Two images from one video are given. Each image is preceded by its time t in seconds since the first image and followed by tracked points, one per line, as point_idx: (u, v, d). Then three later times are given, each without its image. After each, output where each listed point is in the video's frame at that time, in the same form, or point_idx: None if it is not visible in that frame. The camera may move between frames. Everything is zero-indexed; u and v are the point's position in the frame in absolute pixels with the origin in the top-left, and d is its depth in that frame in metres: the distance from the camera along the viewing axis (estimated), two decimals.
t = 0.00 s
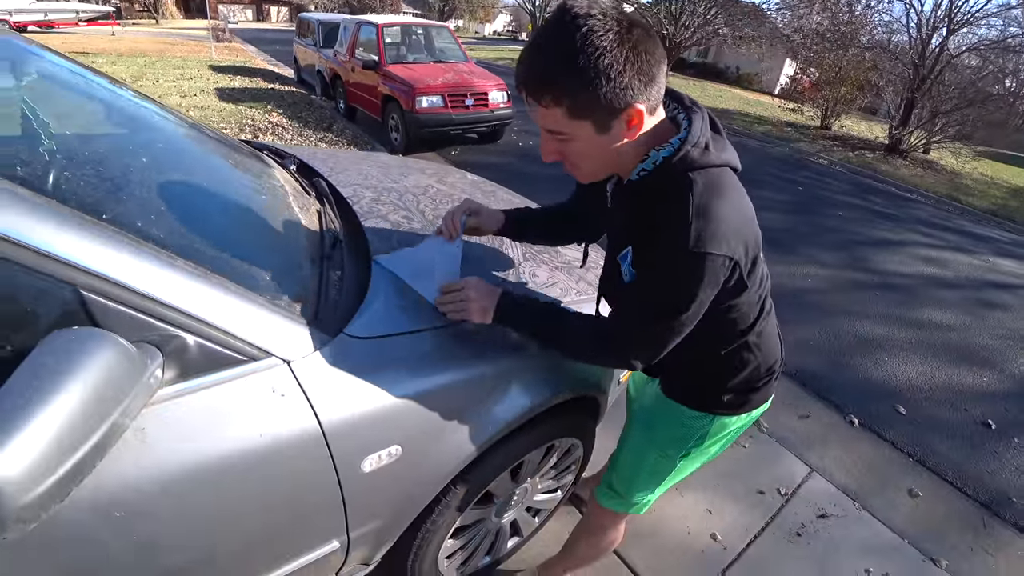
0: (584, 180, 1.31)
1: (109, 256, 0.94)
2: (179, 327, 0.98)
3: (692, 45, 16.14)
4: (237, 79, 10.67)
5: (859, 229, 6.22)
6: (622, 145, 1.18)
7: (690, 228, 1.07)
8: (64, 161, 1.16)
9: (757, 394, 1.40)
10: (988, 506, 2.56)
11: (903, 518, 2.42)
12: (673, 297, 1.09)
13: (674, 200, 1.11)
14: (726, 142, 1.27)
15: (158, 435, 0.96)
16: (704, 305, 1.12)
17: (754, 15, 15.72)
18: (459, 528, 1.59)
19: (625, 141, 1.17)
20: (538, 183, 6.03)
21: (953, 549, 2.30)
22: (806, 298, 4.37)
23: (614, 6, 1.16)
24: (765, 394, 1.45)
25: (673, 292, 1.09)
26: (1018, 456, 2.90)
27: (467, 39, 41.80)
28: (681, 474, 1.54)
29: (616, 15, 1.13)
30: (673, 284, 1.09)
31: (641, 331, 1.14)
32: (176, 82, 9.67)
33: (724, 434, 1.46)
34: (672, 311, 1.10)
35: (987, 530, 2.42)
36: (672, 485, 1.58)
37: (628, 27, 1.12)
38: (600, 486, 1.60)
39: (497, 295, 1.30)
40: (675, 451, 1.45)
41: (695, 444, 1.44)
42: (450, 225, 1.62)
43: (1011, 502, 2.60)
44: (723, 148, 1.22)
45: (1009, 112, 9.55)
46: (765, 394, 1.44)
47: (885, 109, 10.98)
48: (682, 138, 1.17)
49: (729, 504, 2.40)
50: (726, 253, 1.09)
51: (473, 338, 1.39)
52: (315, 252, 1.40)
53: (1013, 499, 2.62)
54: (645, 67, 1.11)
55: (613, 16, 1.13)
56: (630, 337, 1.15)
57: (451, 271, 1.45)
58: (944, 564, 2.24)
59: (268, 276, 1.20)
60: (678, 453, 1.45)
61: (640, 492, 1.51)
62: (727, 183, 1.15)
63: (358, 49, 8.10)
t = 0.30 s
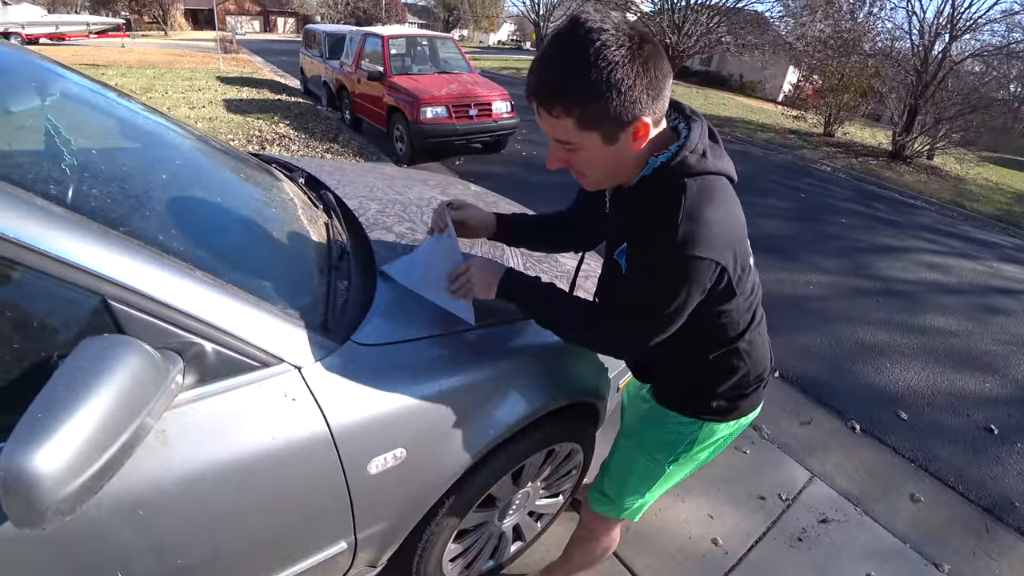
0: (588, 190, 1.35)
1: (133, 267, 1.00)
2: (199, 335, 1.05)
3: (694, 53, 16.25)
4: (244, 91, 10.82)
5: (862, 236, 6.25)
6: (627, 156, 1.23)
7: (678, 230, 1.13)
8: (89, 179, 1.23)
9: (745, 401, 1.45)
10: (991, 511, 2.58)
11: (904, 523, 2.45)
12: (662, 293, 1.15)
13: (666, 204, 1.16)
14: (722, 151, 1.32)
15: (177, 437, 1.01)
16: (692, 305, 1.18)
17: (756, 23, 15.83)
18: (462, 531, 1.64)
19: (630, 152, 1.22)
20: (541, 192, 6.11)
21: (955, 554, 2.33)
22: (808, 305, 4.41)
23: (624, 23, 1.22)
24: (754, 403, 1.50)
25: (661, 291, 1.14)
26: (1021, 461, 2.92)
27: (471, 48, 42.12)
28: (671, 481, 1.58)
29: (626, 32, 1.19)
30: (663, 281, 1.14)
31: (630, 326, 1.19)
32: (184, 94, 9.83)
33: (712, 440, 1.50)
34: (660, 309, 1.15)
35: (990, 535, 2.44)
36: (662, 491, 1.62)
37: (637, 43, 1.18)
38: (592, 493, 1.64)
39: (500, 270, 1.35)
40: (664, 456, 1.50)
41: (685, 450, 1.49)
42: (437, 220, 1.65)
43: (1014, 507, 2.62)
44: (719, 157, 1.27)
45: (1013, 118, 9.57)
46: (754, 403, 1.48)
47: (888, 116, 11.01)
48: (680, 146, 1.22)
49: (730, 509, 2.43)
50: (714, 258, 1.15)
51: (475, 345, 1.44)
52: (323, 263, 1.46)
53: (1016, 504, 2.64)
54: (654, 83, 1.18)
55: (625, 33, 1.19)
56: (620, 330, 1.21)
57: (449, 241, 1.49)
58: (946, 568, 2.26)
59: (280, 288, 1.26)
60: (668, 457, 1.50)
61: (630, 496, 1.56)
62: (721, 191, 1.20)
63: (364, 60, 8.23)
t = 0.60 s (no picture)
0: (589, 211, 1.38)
1: (142, 275, 1.03)
2: (207, 341, 1.07)
3: (691, 65, 16.41)
4: (245, 103, 10.92)
5: (859, 244, 6.29)
6: (626, 180, 1.25)
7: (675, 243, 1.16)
8: (100, 188, 1.26)
9: (746, 403, 1.47)
10: (992, 518, 2.58)
11: (906, 530, 2.45)
12: (659, 304, 1.17)
13: (664, 217, 1.19)
14: (716, 166, 1.35)
15: (182, 441, 1.03)
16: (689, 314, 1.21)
17: (752, 35, 16.02)
18: (463, 538, 1.64)
19: (629, 176, 1.24)
20: (541, 203, 6.15)
21: (957, 561, 2.33)
22: (806, 313, 4.43)
23: (616, 51, 1.24)
24: (755, 404, 1.52)
25: (658, 301, 1.17)
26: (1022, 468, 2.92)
27: (470, 61, 42.49)
28: (675, 485, 1.60)
29: (619, 62, 1.21)
30: (661, 292, 1.17)
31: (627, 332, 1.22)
32: (186, 106, 9.92)
33: (715, 443, 1.52)
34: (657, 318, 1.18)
35: (992, 542, 2.45)
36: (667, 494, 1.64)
37: (631, 72, 1.20)
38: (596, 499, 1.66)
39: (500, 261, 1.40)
40: (668, 460, 1.51)
41: (688, 454, 1.51)
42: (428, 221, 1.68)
43: (1016, 514, 2.62)
44: (715, 171, 1.30)
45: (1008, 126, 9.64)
46: (754, 406, 1.50)
47: (884, 125, 11.11)
48: (676, 164, 1.25)
49: (731, 517, 2.44)
50: (709, 271, 1.17)
51: (476, 351, 1.47)
52: (327, 271, 1.49)
53: (1017, 511, 2.64)
54: (650, 110, 1.20)
55: (618, 62, 1.21)
56: (620, 331, 1.23)
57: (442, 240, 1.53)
58: None
59: (286, 296, 1.29)
60: (671, 461, 1.51)
61: (634, 502, 1.57)
62: (716, 204, 1.23)
63: (364, 74, 8.32)
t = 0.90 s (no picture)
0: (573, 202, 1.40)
1: (142, 277, 1.03)
2: (208, 344, 1.08)
3: (688, 71, 16.50)
4: (244, 113, 10.97)
5: (858, 246, 6.31)
6: (603, 175, 1.27)
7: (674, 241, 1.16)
8: (103, 195, 1.28)
9: (742, 402, 1.47)
10: (996, 518, 2.58)
11: (909, 532, 2.45)
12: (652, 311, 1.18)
13: (660, 216, 1.19)
14: (708, 166, 1.36)
15: (184, 444, 1.04)
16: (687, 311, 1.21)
17: (748, 40, 16.12)
18: (465, 542, 1.65)
19: (606, 172, 1.26)
20: (540, 209, 6.17)
21: (961, 562, 2.32)
22: (806, 315, 4.44)
23: (608, 50, 1.26)
24: (751, 403, 1.52)
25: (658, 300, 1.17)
26: None
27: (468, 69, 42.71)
28: (673, 485, 1.60)
29: (606, 59, 1.22)
30: (655, 297, 1.18)
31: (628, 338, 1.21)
32: (186, 117, 9.97)
33: (712, 442, 1.53)
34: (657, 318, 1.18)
35: (996, 543, 2.44)
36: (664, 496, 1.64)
37: (615, 70, 1.21)
38: (593, 498, 1.65)
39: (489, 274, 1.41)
40: (664, 459, 1.52)
41: (685, 453, 1.51)
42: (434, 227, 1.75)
43: (1019, 514, 2.62)
44: (705, 170, 1.31)
45: (1005, 128, 9.69)
46: (751, 403, 1.51)
47: (881, 128, 11.15)
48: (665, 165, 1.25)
49: (733, 520, 2.44)
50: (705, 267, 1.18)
51: (475, 355, 1.48)
52: (327, 276, 1.50)
53: (1021, 511, 2.64)
54: (630, 110, 1.21)
55: (608, 60, 1.23)
56: (614, 347, 1.23)
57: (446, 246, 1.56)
58: None
59: (288, 300, 1.30)
60: (668, 461, 1.52)
61: (632, 501, 1.57)
62: (710, 203, 1.23)
63: (363, 82, 8.36)
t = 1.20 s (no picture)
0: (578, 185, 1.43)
1: (159, 278, 1.05)
2: (223, 344, 1.09)
3: (690, 74, 16.56)
4: (248, 117, 11.04)
5: (861, 249, 6.31)
6: (605, 153, 1.30)
7: (668, 202, 1.17)
8: (119, 199, 1.30)
9: (747, 406, 1.45)
10: (1003, 521, 2.57)
11: (915, 535, 2.45)
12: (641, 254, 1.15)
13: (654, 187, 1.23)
14: (708, 157, 1.37)
15: (198, 440, 1.05)
16: (675, 273, 1.18)
17: (749, 44, 16.15)
18: (473, 543, 1.66)
19: (608, 150, 1.29)
20: (543, 212, 6.20)
21: (968, 565, 2.32)
22: (810, 318, 4.44)
23: (623, 37, 1.30)
24: (756, 411, 1.50)
25: (643, 246, 1.15)
26: None
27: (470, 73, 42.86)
28: (676, 490, 1.59)
29: (618, 42, 1.26)
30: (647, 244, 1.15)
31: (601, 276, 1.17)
32: (191, 121, 10.03)
33: (717, 447, 1.52)
34: (641, 266, 1.15)
35: (1002, 546, 2.44)
36: (668, 500, 1.62)
37: (625, 53, 1.26)
38: (597, 500, 1.65)
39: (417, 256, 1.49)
40: (668, 463, 1.52)
41: (689, 456, 1.50)
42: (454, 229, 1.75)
43: None
44: (705, 158, 1.33)
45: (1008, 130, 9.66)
46: (755, 410, 1.49)
47: (884, 130, 11.15)
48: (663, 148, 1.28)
49: (739, 523, 2.44)
50: (700, 231, 1.18)
51: (484, 357, 1.49)
52: (338, 278, 1.51)
53: None
54: (637, 89, 1.25)
55: (622, 44, 1.27)
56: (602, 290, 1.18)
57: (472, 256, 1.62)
58: None
59: (301, 302, 1.31)
60: (671, 464, 1.51)
61: (634, 503, 1.56)
62: (710, 191, 1.25)
63: (366, 87, 8.41)
